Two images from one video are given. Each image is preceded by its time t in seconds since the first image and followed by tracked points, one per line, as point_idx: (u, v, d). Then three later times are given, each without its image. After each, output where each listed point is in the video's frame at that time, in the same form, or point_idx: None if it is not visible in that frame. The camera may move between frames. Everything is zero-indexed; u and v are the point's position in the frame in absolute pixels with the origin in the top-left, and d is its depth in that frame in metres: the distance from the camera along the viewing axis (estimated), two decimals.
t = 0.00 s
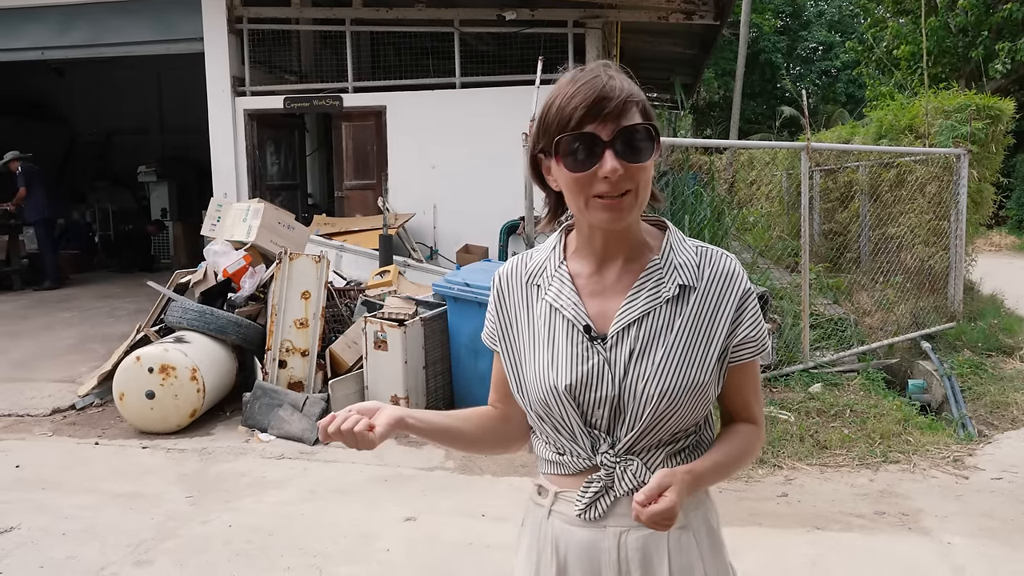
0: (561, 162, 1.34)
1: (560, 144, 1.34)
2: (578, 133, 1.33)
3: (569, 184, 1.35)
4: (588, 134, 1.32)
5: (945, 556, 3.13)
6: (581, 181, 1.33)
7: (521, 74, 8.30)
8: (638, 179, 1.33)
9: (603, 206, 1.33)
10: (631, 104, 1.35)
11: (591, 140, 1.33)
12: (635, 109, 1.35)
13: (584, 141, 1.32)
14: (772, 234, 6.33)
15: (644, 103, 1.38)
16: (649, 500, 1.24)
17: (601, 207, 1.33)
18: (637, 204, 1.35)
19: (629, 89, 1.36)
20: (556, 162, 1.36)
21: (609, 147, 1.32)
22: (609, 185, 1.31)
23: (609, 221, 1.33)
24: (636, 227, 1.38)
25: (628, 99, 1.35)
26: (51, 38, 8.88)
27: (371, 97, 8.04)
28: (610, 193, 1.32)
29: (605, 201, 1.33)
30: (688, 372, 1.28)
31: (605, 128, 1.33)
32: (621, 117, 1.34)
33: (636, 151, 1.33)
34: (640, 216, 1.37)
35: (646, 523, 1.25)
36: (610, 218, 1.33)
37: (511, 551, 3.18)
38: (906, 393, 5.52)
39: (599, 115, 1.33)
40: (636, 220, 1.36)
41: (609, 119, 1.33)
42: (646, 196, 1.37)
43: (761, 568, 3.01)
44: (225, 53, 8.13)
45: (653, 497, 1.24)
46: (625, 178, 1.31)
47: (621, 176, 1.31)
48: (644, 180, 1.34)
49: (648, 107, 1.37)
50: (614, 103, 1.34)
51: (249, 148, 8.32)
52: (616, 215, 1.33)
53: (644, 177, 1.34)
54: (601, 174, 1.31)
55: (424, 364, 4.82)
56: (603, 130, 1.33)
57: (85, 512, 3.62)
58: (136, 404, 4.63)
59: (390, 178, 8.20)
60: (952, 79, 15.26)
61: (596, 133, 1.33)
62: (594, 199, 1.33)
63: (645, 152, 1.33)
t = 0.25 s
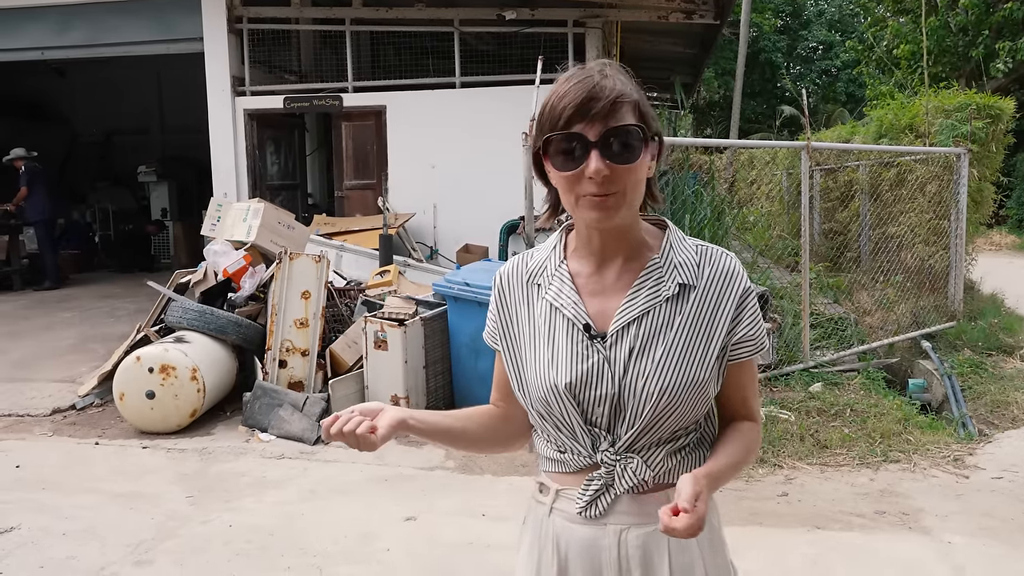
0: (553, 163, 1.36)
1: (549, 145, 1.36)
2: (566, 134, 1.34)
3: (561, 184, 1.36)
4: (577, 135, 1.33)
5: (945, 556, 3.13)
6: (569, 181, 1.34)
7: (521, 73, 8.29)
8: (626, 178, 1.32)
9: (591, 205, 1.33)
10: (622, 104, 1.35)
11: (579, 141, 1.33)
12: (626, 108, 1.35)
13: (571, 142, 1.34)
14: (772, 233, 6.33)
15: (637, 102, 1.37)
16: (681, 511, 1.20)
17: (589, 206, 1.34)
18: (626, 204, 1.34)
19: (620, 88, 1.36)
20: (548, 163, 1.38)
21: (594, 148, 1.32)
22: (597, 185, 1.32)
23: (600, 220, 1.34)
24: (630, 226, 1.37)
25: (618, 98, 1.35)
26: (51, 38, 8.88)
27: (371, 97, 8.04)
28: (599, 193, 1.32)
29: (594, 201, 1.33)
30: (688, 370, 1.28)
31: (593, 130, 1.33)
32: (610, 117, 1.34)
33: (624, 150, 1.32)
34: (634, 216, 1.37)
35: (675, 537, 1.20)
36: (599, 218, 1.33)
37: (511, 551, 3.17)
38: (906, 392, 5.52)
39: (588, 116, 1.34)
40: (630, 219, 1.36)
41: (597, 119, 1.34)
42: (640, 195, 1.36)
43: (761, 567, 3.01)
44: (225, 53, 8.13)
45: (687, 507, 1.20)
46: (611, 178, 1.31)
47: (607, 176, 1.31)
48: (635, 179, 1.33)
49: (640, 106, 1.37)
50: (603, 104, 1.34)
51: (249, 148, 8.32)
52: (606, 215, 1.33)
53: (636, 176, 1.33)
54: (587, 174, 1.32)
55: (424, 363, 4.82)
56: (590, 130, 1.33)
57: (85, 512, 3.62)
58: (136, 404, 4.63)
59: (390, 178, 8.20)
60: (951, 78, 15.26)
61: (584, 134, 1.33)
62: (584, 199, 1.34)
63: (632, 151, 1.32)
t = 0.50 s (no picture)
0: (549, 163, 1.37)
1: (543, 146, 1.37)
2: (558, 135, 1.35)
3: (556, 184, 1.37)
4: (566, 137, 1.34)
5: (945, 556, 3.12)
6: (561, 181, 1.35)
7: (521, 73, 8.29)
8: (616, 178, 1.31)
9: (582, 205, 1.34)
10: (614, 105, 1.34)
11: (570, 143, 1.34)
12: (619, 107, 1.34)
13: (562, 143, 1.35)
14: (772, 233, 6.33)
15: (632, 101, 1.35)
16: (660, 508, 1.22)
17: (580, 206, 1.34)
18: (617, 202, 1.33)
19: (615, 88, 1.34)
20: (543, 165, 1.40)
21: (584, 148, 1.32)
22: (586, 185, 1.32)
23: (591, 220, 1.34)
24: (629, 225, 1.37)
25: (609, 100, 1.34)
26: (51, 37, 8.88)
27: (371, 97, 8.04)
28: (589, 193, 1.32)
29: (584, 201, 1.33)
30: (689, 369, 1.28)
31: (583, 131, 1.34)
32: (601, 117, 1.33)
33: (612, 149, 1.31)
34: (630, 215, 1.36)
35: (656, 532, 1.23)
36: (590, 218, 1.34)
37: (511, 550, 3.17)
38: (906, 392, 5.52)
39: (577, 118, 1.34)
40: (626, 218, 1.35)
41: (587, 120, 1.34)
42: (636, 195, 1.35)
43: (761, 567, 3.01)
44: (225, 52, 8.13)
45: (666, 504, 1.22)
46: (598, 177, 1.31)
47: (596, 177, 1.31)
48: (628, 179, 1.32)
49: (636, 105, 1.34)
50: (593, 105, 1.34)
51: (249, 146, 8.32)
52: (598, 215, 1.33)
53: (628, 176, 1.32)
54: (575, 174, 1.32)
55: (424, 363, 4.82)
56: (580, 131, 1.34)
57: (85, 511, 3.62)
58: (136, 403, 4.63)
59: (390, 177, 8.20)
60: (952, 78, 15.25)
61: (574, 135, 1.34)
62: (576, 199, 1.34)
63: (621, 147, 1.30)
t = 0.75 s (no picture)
0: (557, 151, 1.37)
1: (554, 134, 1.37)
2: (570, 123, 1.36)
3: (564, 173, 1.37)
4: (577, 124, 1.34)
5: (945, 556, 3.12)
6: (571, 169, 1.35)
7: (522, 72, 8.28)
8: (626, 167, 1.31)
9: (590, 193, 1.33)
10: (626, 96, 1.36)
11: (580, 131, 1.34)
12: (631, 100, 1.36)
13: (574, 130, 1.35)
14: (772, 233, 6.34)
15: (643, 94, 1.37)
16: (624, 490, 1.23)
17: (589, 194, 1.33)
18: (626, 191, 1.33)
19: (627, 81, 1.37)
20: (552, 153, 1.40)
21: (595, 135, 1.32)
22: (595, 172, 1.31)
23: (598, 210, 1.33)
24: (634, 220, 1.37)
25: (622, 90, 1.36)
26: (50, 37, 8.87)
27: (371, 96, 8.03)
28: (598, 181, 1.32)
29: (593, 189, 1.33)
30: (684, 368, 1.27)
31: (595, 118, 1.34)
32: (613, 108, 1.35)
33: (624, 137, 1.32)
34: (635, 209, 1.35)
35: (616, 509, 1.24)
36: (597, 207, 1.33)
37: (511, 550, 3.17)
38: (906, 392, 5.52)
39: (591, 107, 1.35)
40: (631, 211, 1.35)
41: (599, 109, 1.35)
42: (642, 188, 1.35)
43: (760, 567, 3.01)
44: (226, 52, 8.13)
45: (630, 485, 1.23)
46: (610, 163, 1.31)
47: (606, 163, 1.31)
48: (636, 170, 1.32)
49: (647, 99, 1.36)
50: (606, 95, 1.36)
51: (249, 146, 8.32)
52: (604, 205, 1.33)
53: (635, 168, 1.32)
54: (586, 160, 1.32)
55: (424, 362, 4.81)
56: (592, 118, 1.34)
57: (85, 511, 3.62)
58: (136, 402, 4.63)
59: (390, 177, 8.20)
60: (952, 78, 15.24)
61: (584, 122, 1.35)
62: (583, 187, 1.34)
63: (630, 138, 1.31)
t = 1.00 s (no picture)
0: (563, 149, 1.37)
1: (561, 132, 1.37)
2: (577, 121, 1.35)
3: (570, 171, 1.37)
4: (584, 122, 1.34)
5: (945, 556, 3.12)
6: (578, 166, 1.34)
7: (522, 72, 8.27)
8: (633, 165, 1.31)
9: (597, 190, 1.33)
10: (632, 94, 1.36)
11: (586, 130, 1.34)
12: (636, 98, 1.36)
13: (581, 129, 1.35)
14: (772, 233, 6.35)
15: (649, 93, 1.37)
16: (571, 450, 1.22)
17: (596, 191, 1.33)
18: (632, 189, 1.33)
19: (632, 80, 1.37)
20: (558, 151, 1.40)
21: (603, 133, 1.32)
22: (603, 170, 1.31)
23: (603, 207, 1.33)
24: (639, 218, 1.36)
25: (628, 89, 1.36)
26: (50, 35, 8.87)
27: (371, 95, 8.03)
28: (604, 178, 1.32)
29: (599, 186, 1.33)
30: (683, 367, 1.26)
31: (602, 115, 1.34)
32: (620, 105, 1.35)
33: (629, 136, 1.32)
34: (639, 207, 1.35)
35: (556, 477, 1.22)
36: (603, 204, 1.33)
37: (511, 549, 3.17)
38: (906, 392, 5.53)
39: (597, 103, 1.35)
40: (636, 209, 1.34)
41: (606, 106, 1.35)
42: (648, 186, 1.35)
43: (760, 567, 3.01)
44: (226, 51, 8.13)
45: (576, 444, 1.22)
46: (618, 160, 1.31)
47: (614, 161, 1.30)
48: (642, 168, 1.32)
49: (652, 98, 1.36)
50: (612, 93, 1.35)
51: (249, 145, 8.32)
52: (609, 203, 1.32)
53: (641, 166, 1.32)
54: (594, 158, 1.32)
55: (424, 362, 4.81)
56: (599, 116, 1.34)
57: (85, 510, 3.61)
58: (136, 401, 4.63)
59: (391, 176, 8.19)
60: (953, 78, 15.24)
61: (590, 120, 1.34)
62: (590, 184, 1.34)
63: (634, 137, 1.32)
